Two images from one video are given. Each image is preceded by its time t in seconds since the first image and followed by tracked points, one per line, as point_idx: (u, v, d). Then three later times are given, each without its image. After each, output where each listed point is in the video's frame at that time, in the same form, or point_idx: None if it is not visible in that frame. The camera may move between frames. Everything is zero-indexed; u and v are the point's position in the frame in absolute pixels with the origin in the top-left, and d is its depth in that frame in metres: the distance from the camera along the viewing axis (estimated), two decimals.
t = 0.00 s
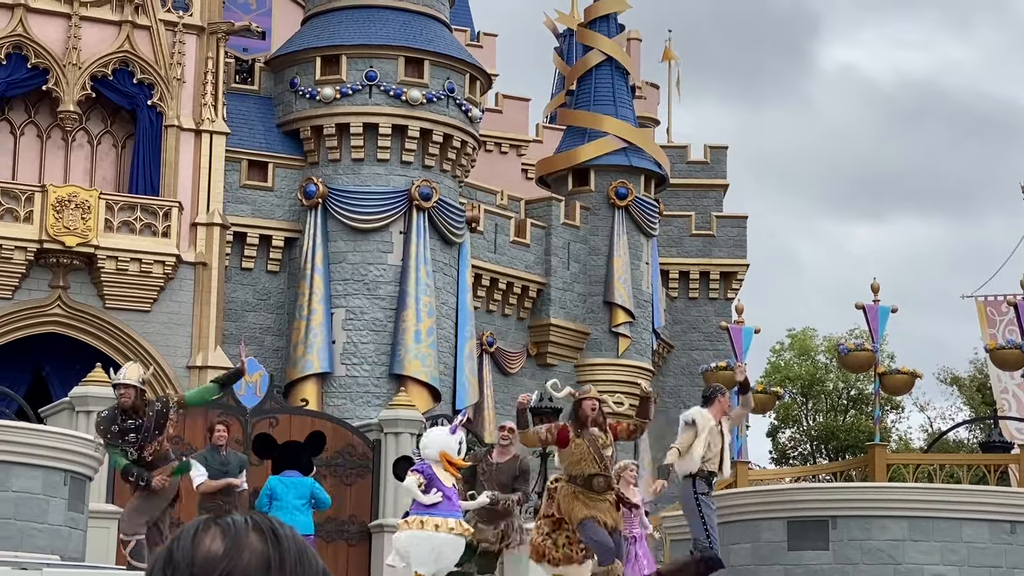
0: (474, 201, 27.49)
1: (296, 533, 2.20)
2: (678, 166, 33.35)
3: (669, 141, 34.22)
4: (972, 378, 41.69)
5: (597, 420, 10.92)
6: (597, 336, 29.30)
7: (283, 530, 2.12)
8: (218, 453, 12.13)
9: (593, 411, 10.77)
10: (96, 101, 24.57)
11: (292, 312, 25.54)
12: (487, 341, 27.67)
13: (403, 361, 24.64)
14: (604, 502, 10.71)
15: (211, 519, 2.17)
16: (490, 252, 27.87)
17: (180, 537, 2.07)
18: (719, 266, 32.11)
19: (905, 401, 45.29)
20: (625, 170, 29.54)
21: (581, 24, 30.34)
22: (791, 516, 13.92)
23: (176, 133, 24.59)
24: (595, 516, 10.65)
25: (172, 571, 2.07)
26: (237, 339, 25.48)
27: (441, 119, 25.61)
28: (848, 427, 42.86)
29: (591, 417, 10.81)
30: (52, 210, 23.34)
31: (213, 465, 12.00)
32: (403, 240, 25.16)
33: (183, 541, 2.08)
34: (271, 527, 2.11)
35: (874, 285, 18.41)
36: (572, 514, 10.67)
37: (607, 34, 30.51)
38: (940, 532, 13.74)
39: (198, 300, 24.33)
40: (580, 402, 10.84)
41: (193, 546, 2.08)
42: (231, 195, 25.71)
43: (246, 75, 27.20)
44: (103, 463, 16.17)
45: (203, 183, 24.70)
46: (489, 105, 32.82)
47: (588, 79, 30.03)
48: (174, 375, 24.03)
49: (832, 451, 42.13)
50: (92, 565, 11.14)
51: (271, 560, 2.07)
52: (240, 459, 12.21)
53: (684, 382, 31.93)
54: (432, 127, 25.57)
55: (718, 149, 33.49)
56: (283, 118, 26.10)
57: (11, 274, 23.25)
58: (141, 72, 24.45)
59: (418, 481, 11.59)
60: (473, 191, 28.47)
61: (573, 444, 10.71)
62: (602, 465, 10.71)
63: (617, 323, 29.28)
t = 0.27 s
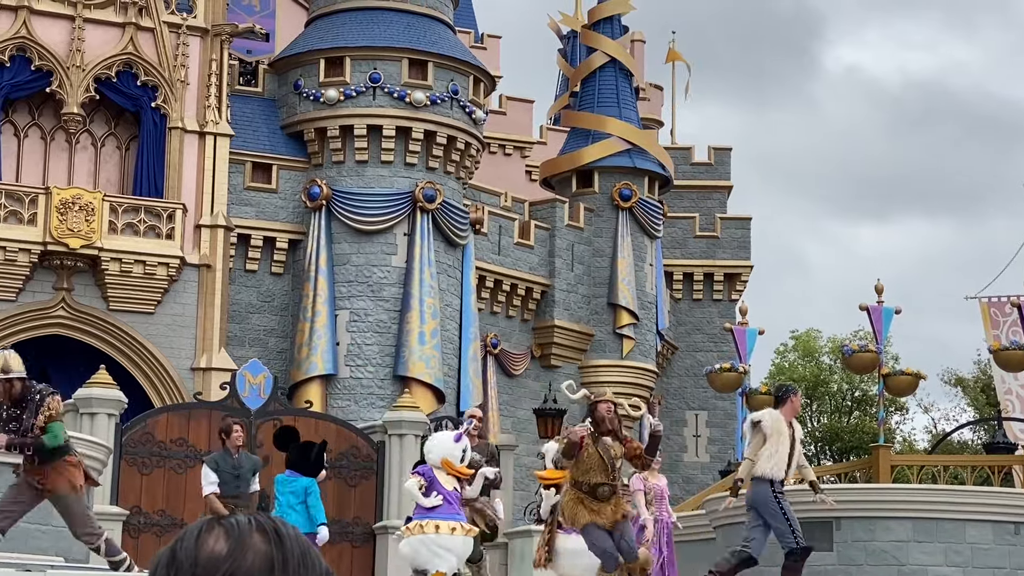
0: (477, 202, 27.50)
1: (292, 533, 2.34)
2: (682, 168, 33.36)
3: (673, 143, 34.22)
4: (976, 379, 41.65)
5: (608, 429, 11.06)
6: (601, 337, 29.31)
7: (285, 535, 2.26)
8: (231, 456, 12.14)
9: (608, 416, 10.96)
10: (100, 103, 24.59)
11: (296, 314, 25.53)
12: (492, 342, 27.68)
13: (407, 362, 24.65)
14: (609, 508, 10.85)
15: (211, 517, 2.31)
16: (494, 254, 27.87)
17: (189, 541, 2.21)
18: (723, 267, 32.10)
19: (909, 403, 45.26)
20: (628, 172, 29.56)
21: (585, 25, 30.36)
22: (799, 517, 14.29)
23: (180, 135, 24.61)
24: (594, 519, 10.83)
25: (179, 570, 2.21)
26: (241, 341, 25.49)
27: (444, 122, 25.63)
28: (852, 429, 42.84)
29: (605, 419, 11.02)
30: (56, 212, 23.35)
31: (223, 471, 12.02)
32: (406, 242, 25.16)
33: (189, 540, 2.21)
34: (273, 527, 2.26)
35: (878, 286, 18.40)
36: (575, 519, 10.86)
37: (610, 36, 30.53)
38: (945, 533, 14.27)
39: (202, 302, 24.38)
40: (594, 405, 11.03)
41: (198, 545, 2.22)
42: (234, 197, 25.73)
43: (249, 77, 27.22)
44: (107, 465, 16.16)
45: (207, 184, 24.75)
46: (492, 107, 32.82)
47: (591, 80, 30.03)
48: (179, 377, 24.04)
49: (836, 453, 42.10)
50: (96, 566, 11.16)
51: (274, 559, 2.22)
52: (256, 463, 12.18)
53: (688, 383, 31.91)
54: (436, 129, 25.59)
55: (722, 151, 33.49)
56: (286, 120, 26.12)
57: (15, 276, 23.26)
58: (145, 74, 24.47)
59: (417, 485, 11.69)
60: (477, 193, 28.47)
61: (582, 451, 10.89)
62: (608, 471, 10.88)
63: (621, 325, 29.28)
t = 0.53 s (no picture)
0: (479, 203, 27.50)
1: (296, 535, 2.19)
2: (684, 168, 33.36)
3: (675, 143, 34.21)
4: (978, 379, 41.65)
5: (573, 416, 11.05)
6: (602, 338, 29.32)
7: (287, 537, 2.11)
8: (248, 445, 12.41)
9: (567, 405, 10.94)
10: (102, 105, 24.60)
11: (298, 315, 25.54)
12: (494, 344, 27.69)
13: (409, 364, 24.65)
14: (581, 497, 10.89)
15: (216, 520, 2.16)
16: (496, 255, 27.87)
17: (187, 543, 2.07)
18: (725, 268, 32.10)
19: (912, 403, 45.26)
20: (630, 173, 29.56)
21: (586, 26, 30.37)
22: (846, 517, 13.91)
23: (182, 136, 24.62)
24: (563, 506, 10.93)
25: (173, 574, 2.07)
26: (243, 343, 25.47)
27: (446, 122, 25.63)
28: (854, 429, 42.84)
29: (568, 408, 10.99)
30: (58, 214, 23.35)
31: (238, 461, 12.32)
32: (408, 243, 25.16)
33: (186, 542, 2.07)
34: (274, 529, 2.11)
35: (879, 287, 18.42)
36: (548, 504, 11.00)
37: (612, 36, 30.54)
38: (947, 533, 14.27)
39: (204, 304, 24.37)
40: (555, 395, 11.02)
41: (196, 548, 2.08)
42: (236, 199, 25.75)
43: (251, 78, 27.22)
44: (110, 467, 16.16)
45: (209, 186, 24.75)
46: (494, 108, 32.82)
47: (593, 81, 30.03)
48: (181, 378, 24.04)
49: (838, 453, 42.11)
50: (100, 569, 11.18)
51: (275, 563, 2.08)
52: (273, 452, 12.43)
53: (690, 384, 31.91)
54: (438, 130, 25.60)
55: (723, 151, 33.49)
56: (288, 121, 26.11)
57: (17, 278, 23.28)
58: (147, 76, 24.47)
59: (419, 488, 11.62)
60: (479, 194, 28.47)
61: (547, 440, 10.97)
62: (574, 458, 10.95)
63: (623, 325, 29.27)
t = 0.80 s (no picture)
0: (479, 203, 27.52)
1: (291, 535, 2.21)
2: (684, 168, 33.37)
3: (675, 142, 34.22)
4: (979, 378, 41.66)
5: (518, 403, 11.85)
6: (603, 337, 29.33)
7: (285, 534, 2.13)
8: (264, 447, 12.30)
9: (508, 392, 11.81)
10: (102, 105, 24.61)
11: (298, 315, 25.55)
12: (493, 343, 27.71)
13: (409, 363, 24.66)
14: (517, 482, 11.72)
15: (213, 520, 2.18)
16: (495, 254, 27.89)
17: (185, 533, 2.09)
18: (725, 267, 32.11)
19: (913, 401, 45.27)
20: (630, 172, 29.57)
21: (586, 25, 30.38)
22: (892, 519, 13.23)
23: (182, 136, 24.63)
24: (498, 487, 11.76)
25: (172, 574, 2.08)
26: (243, 343, 25.48)
27: (446, 122, 25.65)
28: (855, 428, 42.86)
29: (511, 395, 11.83)
30: (58, 215, 23.36)
31: (253, 461, 12.18)
32: (408, 243, 25.17)
33: (184, 542, 2.08)
34: (269, 530, 2.13)
35: (880, 286, 18.43)
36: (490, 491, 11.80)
37: (612, 36, 30.54)
38: (947, 532, 14.33)
39: (204, 303, 24.39)
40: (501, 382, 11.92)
41: (193, 549, 2.09)
42: (236, 199, 25.77)
43: (251, 79, 27.23)
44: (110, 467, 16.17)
45: (209, 186, 24.76)
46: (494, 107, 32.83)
47: (593, 81, 30.05)
48: (181, 378, 24.05)
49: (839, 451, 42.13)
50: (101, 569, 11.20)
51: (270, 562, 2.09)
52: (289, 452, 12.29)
53: (690, 382, 31.93)
54: (437, 130, 25.61)
55: (723, 150, 33.51)
56: (288, 121, 26.13)
57: (17, 278, 23.29)
58: (147, 76, 24.49)
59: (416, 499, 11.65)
60: (478, 193, 28.48)
61: (488, 427, 11.80)
62: (514, 445, 11.76)
63: (623, 325, 29.24)
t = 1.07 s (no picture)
0: (477, 201, 27.51)
1: (291, 533, 2.20)
2: (682, 165, 33.36)
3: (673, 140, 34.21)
4: (977, 375, 41.66)
5: (438, 391, 11.33)
6: (601, 336, 29.32)
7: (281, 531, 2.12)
8: (277, 437, 12.58)
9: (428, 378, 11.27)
10: (99, 105, 24.61)
11: (296, 314, 25.55)
12: (492, 341, 27.70)
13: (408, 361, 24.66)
14: (436, 473, 11.00)
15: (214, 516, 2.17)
16: (493, 252, 27.88)
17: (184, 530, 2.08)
18: (723, 265, 32.11)
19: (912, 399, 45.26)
20: (628, 169, 29.55)
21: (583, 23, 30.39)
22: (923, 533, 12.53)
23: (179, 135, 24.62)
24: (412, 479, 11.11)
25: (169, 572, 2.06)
26: (241, 341, 25.51)
27: (444, 121, 25.65)
28: (853, 425, 42.86)
29: (431, 382, 11.31)
30: (56, 214, 23.34)
31: (266, 450, 12.45)
32: (406, 241, 25.17)
33: (181, 541, 2.07)
34: (269, 530, 2.11)
35: (878, 283, 18.44)
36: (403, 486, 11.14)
37: (609, 34, 30.53)
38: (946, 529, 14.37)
39: (202, 302, 24.39)
40: (419, 370, 11.37)
41: (191, 548, 2.08)
42: (233, 198, 25.74)
43: (248, 78, 27.21)
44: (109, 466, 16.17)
45: (207, 185, 24.75)
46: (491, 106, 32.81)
47: (590, 78, 30.04)
48: (180, 377, 24.05)
49: (838, 448, 42.14)
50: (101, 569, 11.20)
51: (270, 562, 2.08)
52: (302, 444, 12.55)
53: (689, 380, 31.94)
54: (435, 128, 25.60)
55: (721, 148, 33.51)
56: (286, 120, 26.12)
57: (16, 277, 23.27)
58: (144, 75, 24.48)
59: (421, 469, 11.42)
60: (476, 192, 28.47)
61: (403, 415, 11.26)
62: (427, 432, 11.15)
63: (621, 322, 29.29)
